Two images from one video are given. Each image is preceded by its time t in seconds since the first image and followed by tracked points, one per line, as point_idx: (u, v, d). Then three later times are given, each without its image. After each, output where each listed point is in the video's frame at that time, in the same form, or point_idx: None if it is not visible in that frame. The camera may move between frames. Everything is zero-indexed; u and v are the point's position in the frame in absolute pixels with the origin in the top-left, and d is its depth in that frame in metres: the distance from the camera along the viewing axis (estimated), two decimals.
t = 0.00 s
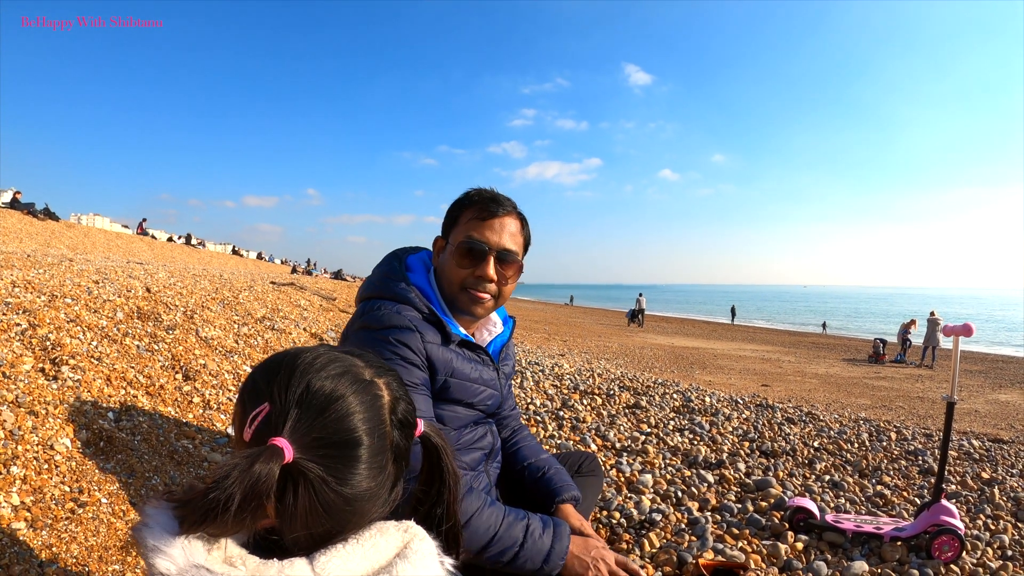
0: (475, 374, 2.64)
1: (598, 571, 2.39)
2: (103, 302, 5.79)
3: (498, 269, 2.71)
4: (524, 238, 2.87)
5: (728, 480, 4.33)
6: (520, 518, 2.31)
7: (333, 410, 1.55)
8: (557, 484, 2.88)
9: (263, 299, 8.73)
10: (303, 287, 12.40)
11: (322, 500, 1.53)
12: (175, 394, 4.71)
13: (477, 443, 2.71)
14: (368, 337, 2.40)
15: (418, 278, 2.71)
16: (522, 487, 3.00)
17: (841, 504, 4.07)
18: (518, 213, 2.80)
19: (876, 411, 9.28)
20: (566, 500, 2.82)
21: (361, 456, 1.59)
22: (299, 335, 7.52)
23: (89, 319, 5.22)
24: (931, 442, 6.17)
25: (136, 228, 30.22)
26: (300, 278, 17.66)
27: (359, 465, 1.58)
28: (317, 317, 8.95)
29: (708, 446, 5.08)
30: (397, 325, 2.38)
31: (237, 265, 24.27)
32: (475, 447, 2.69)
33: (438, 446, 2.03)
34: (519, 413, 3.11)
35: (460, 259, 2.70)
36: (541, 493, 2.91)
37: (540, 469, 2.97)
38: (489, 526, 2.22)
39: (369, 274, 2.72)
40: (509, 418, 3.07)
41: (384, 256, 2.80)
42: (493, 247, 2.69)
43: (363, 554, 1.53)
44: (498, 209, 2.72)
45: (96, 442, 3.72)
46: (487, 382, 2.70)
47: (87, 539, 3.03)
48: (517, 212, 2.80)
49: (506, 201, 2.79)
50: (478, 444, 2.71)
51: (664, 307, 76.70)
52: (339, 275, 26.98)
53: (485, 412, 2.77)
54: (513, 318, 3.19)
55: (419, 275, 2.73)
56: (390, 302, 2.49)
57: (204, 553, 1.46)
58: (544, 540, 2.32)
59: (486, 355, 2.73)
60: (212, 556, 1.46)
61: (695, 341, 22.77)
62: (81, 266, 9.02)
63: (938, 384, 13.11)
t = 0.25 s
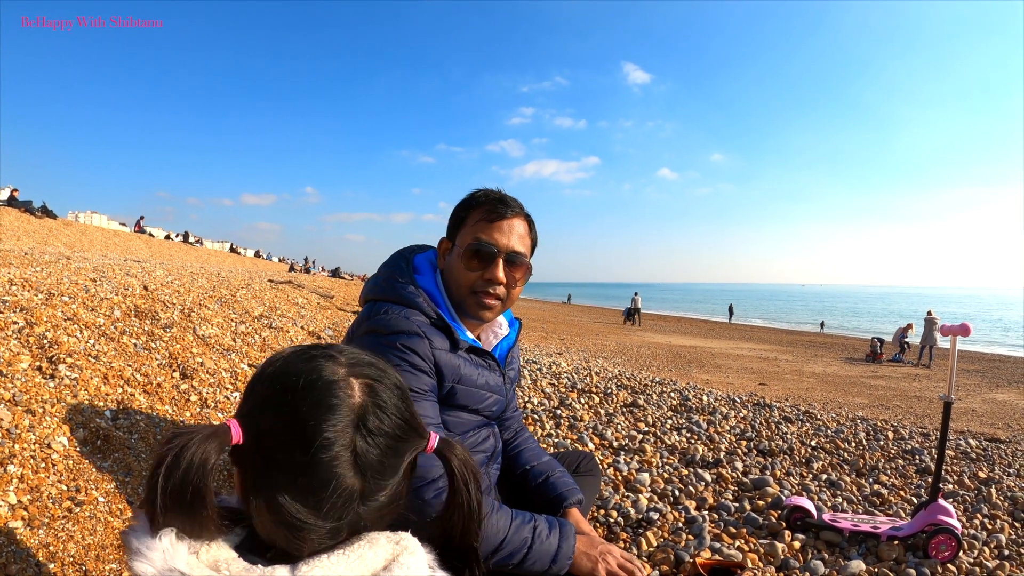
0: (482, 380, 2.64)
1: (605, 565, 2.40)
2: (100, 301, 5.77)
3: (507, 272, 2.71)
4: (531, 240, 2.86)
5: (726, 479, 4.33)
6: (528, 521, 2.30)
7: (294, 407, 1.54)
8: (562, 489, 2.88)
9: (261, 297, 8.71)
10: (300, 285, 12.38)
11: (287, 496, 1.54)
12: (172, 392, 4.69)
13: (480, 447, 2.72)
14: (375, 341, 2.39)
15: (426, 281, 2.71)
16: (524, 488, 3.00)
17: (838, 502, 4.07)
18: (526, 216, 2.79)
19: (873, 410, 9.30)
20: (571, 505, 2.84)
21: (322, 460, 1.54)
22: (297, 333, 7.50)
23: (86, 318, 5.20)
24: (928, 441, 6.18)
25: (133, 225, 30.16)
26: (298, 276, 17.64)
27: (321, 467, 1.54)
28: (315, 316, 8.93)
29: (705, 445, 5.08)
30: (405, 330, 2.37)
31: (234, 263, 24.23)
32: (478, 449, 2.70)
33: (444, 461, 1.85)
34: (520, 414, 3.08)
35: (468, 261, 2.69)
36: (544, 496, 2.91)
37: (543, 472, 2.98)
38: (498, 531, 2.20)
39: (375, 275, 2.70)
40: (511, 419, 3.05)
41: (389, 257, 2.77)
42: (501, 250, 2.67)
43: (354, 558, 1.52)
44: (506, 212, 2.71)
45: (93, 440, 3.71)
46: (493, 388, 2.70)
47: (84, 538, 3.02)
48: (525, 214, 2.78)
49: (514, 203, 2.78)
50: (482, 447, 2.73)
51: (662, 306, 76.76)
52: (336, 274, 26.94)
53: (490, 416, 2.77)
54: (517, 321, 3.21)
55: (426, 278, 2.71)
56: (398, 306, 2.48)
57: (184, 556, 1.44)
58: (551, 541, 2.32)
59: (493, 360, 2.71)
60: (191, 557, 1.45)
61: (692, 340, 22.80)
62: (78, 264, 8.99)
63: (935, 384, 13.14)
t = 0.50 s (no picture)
0: (481, 383, 2.63)
1: (601, 564, 2.36)
2: (97, 299, 5.76)
3: (509, 277, 2.71)
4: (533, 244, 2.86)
5: (721, 479, 4.33)
6: (523, 521, 2.29)
7: (261, 395, 1.57)
8: (557, 489, 2.89)
9: (258, 295, 8.69)
10: (297, 283, 12.38)
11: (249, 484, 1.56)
12: (168, 391, 4.68)
13: (475, 447, 2.69)
14: (375, 343, 2.37)
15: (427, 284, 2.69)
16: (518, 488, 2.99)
17: (833, 503, 4.07)
18: (529, 221, 2.78)
19: (869, 409, 9.31)
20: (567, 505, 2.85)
21: (271, 448, 1.52)
22: (294, 332, 7.49)
23: (82, 317, 5.19)
24: (923, 441, 6.19)
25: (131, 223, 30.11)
26: (295, 274, 17.63)
27: (271, 456, 1.52)
28: (312, 314, 8.93)
29: (701, 445, 5.08)
30: (405, 332, 2.35)
31: (232, 261, 24.21)
32: (473, 451, 2.68)
33: (378, 498, 1.47)
34: (515, 417, 3.06)
35: (471, 267, 2.69)
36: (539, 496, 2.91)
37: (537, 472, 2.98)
38: (493, 531, 2.21)
39: (375, 275, 2.68)
40: (506, 421, 3.03)
41: (390, 259, 2.75)
42: (504, 256, 2.67)
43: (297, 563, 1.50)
44: (510, 217, 2.70)
45: (89, 440, 3.71)
46: (491, 391, 2.69)
47: (80, 538, 3.01)
48: (528, 220, 2.77)
49: (517, 208, 2.77)
50: (476, 448, 2.70)
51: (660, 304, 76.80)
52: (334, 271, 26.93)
53: (486, 419, 2.76)
54: (514, 325, 3.19)
55: (427, 280, 2.70)
56: (398, 308, 2.47)
57: (151, 543, 1.48)
58: (547, 541, 2.30)
59: (491, 363, 2.71)
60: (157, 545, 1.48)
61: (690, 338, 22.82)
62: (75, 263, 8.97)
63: (932, 383, 13.15)
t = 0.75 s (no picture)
0: (474, 380, 2.61)
1: (592, 561, 2.34)
2: (91, 297, 5.73)
3: (502, 276, 2.71)
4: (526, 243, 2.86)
5: (715, 478, 4.33)
6: (513, 519, 2.28)
7: (262, 369, 1.75)
8: (549, 486, 2.88)
9: (254, 294, 8.67)
10: (293, 281, 12.35)
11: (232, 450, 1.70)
12: (162, 389, 4.66)
13: (467, 444, 2.67)
14: (370, 339, 2.33)
15: (422, 281, 2.64)
16: (509, 487, 2.98)
17: (827, 502, 4.07)
18: (522, 221, 2.79)
19: (864, 409, 9.31)
20: (559, 501, 2.84)
21: (250, 410, 1.65)
22: (289, 330, 7.47)
23: (76, 315, 5.17)
24: (918, 440, 6.19)
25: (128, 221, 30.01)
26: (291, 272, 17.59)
27: (248, 419, 1.65)
28: (307, 312, 8.90)
29: (695, 444, 5.07)
30: (400, 328, 2.33)
31: (228, 259, 24.16)
32: (465, 447, 2.66)
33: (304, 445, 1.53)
34: (506, 415, 3.05)
35: (466, 265, 2.67)
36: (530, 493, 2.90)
37: (528, 469, 2.97)
38: (483, 528, 2.20)
39: (368, 271, 2.63)
40: (497, 420, 3.01)
41: (384, 256, 2.71)
42: (499, 254, 2.67)
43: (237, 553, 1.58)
44: (505, 217, 2.70)
45: (81, 438, 3.69)
46: (483, 388, 2.67)
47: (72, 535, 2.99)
48: (522, 220, 2.78)
49: (511, 208, 2.77)
50: (468, 444, 2.68)
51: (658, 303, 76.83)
52: (330, 270, 26.88)
53: (479, 416, 2.74)
54: (505, 324, 3.17)
55: (422, 277, 2.66)
56: (393, 304, 2.43)
57: (113, 534, 1.58)
58: (537, 538, 2.28)
59: (485, 361, 2.70)
60: (117, 536, 1.58)
61: (687, 337, 22.82)
62: (70, 261, 8.92)
63: (928, 383, 13.15)
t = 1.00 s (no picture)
0: (473, 378, 2.61)
1: (591, 561, 2.34)
2: (88, 297, 5.71)
3: (503, 276, 2.71)
4: (526, 243, 2.86)
5: (712, 476, 4.33)
6: (511, 518, 2.27)
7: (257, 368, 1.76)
8: (547, 483, 2.87)
9: (251, 293, 8.65)
10: (290, 280, 12.32)
11: (225, 448, 1.70)
12: (160, 388, 4.65)
13: (465, 442, 2.66)
14: (372, 338, 2.31)
15: (423, 280, 2.62)
16: (507, 484, 2.97)
17: (824, 500, 4.07)
18: (523, 221, 2.79)
19: (862, 407, 9.33)
20: (557, 499, 2.83)
21: (244, 405, 1.66)
22: (286, 329, 7.45)
23: (74, 314, 5.15)
24: (915, 438, 6.20)
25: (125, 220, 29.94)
26: (288, 271, 17.55)
27: (242, 414, 1.66)
28: (304, 311, 8.89)
29: (692, 442, 5.07)
30: (402, 327, 2.31)
31: (226, 258, 24.12)
32: (463, 445, 2.65)
33: (315, 445, 1.56)
34: (503, 413, 3.04)
35: (467, 264, 2.66)
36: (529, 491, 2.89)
37: (526, 467, 2.97)
38: (481, 527, 2.19)
39: (369, 270, 2.61)
40: (494, 418, 3.00)
41: (384, 255, 2.68)
42: (500, 254, 2.67)
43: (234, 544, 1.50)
44: (506, 217, 2.70)
45: (79, 437, 3.67)
46: (482, 386, 2.67)
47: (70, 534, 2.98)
48: (523, 220, 2.78)
49: (512, 208, 2.78)
50: (466, 443, 2.67)
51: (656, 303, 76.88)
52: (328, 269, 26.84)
53: (477, 414, 2.73)
54: (503, 323, 3.16)
55: (424, 276, 2.64)
56: (396, 303, 2.41)
57: (105, 524, 1.57)
58: (535, 537, 2.27)
59: (484, 360, 2.70)
60: (110, 526, 1.57)
61: (684, 336, 22.84)
62: (66, 260, 8.88)
63: (925, 381, 13.18)
